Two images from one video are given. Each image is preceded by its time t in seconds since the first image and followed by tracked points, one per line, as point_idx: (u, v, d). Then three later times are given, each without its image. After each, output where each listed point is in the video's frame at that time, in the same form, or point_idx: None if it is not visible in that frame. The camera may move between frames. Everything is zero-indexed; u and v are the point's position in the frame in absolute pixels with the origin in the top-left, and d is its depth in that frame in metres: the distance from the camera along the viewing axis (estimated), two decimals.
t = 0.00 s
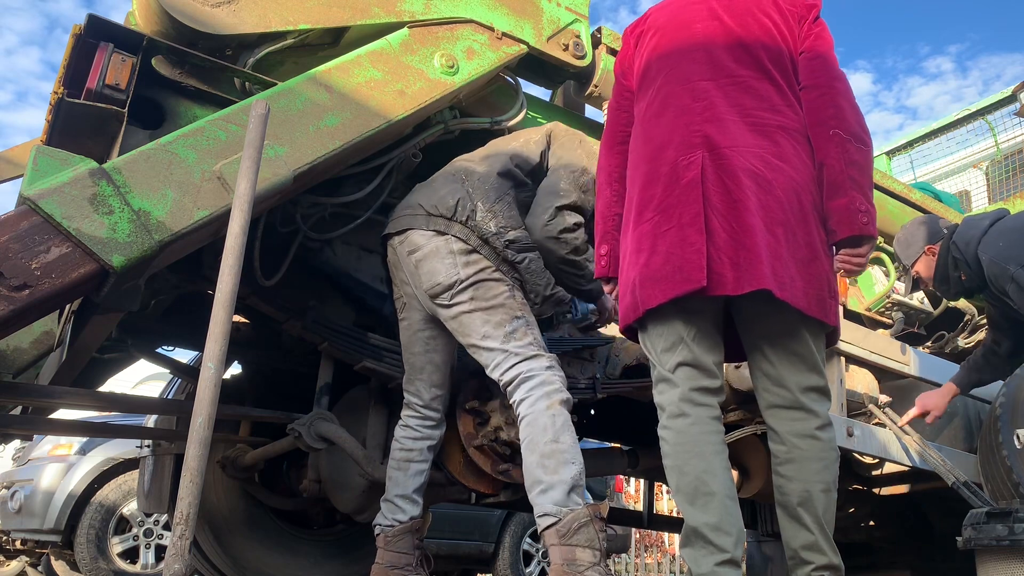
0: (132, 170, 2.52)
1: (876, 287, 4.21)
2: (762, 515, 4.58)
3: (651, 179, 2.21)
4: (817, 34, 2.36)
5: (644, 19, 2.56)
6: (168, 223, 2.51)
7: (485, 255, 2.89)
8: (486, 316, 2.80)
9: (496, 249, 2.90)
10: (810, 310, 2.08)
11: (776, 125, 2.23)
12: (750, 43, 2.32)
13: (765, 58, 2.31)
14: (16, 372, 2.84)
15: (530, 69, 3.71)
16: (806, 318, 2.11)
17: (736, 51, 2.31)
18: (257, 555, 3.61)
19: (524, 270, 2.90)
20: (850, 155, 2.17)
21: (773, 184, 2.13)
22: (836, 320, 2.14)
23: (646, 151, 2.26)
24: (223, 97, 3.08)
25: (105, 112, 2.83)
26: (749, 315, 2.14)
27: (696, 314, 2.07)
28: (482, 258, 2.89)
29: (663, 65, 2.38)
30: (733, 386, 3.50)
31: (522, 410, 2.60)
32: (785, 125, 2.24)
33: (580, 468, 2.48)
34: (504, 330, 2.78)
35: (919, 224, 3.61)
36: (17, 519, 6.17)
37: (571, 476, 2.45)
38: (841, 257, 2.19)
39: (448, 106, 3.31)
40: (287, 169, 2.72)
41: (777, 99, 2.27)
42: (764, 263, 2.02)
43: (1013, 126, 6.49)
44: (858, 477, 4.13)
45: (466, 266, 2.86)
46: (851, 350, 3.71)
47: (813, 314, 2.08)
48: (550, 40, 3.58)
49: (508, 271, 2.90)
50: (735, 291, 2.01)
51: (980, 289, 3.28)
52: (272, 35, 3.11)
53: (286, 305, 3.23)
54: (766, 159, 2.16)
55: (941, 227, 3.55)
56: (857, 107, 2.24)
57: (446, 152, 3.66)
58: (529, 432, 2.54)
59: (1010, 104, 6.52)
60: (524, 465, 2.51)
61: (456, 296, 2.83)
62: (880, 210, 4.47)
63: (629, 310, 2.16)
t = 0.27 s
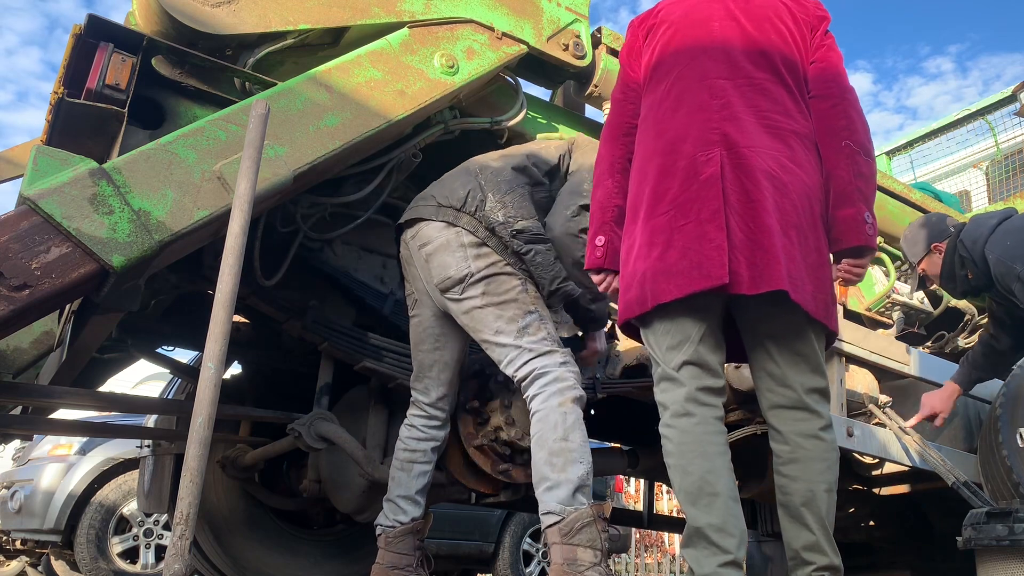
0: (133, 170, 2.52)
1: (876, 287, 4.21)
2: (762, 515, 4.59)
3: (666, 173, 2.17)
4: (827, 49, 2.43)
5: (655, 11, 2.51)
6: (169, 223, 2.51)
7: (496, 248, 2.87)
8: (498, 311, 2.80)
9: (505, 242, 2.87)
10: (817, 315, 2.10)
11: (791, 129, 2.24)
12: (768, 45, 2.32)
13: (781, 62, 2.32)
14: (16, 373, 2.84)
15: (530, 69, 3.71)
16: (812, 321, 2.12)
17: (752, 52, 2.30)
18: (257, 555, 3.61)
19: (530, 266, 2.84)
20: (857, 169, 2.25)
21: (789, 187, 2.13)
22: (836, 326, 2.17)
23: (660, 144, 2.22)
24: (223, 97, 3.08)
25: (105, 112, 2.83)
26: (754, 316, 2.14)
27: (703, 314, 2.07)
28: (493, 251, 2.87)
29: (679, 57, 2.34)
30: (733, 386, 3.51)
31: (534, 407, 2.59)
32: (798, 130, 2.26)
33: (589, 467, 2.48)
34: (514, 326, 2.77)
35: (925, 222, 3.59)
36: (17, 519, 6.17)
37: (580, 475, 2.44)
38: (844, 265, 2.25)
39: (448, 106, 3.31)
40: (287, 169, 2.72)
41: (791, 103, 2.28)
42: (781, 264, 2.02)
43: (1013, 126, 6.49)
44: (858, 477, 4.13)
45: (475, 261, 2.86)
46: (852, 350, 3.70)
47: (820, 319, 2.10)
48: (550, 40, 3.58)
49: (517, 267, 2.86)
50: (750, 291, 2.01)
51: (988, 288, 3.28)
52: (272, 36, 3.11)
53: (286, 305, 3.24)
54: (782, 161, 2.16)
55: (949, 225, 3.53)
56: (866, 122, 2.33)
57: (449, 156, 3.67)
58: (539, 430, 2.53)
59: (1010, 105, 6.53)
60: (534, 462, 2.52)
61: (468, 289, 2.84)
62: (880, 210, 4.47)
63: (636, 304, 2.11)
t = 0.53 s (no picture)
0: (133, 170, 2.52)
1: (877, 287, 4.20)
2: (763, 515, 4.59)
3: (677, 168, 2.16)
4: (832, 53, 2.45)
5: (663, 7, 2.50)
6: (169, 223, 2.51)
7: (492, 249, 2.86)
8: (493, 312, 2.79)
9: (501, 243, 2.85)
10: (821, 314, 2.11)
11: (798, 130, 2.24)
12: (776, 47, 2.33)
13: (789, 62, 2.33)
14: (16, 373, 2.84)
15: (530, 69, 3.71)
16: (815, 320, 2.13)
17: (762, 51, 2.31)
18: (257, 555, 3.61)
19: (521, 272, 2.81)
20: (861, 171, 2.27)
21: (797, 186, 2.14)
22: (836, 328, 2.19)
23: (671, 138, 2.21)
24: (223, 97, 3.08)
25: (105, 112, 2.83)
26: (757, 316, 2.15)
27: (707, 314, 2.07)
28: (488, 252, 2.86)
29: (689, 52, 2.32)
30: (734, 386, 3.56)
31: (529, 407, 2.60)
32: (804, 131, 2.26)
33: (585, 467, 2.48)
34: (510, 327, 2.76)
35: (931, 222, 3.60)
36: (17, 518, 6.17)
37: (576, 475, 2.45)
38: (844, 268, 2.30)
39: (448, 106, 3.31)
40: (287, 169, 2.72)
41: (799, 103, 2.29)
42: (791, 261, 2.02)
43: (1013, 126, 6.49)
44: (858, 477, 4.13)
45: (470, 262, 2.85)
46: (852, 350, 3.69)
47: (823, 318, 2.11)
48: (550, 40, 3.58)
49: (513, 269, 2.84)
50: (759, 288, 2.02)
51: (993, 289, 3.26)
52: (272, 35, 3.11)
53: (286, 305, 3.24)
54: (790, 160, 2.17)
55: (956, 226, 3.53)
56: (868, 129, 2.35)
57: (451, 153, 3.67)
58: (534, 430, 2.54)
59: (1010, 105, 6.52)
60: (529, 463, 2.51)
61: (462, 290, 2.83)
62: (880, 210, 4.47)
63: (641, 296, 2.10)
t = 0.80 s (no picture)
0: (133, 170, 2.52)
1: (877, 287, 4.20)
2: (763, 515, 4.59)
3: (679, 162, 2.16)
4: (832, 55, 2.46)
5: (666, 5, 2.51)
6: (169, 223, 2.51)
7: (486, 257, 2.83)
8: (493, 320, 2.78)
9: (496, 251, 2.83)
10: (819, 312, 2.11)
11: (799, 128, 2.24)
12: (779, 47, 2.34)
13: (791, 62, 2.33)
14: (16, 372, 2.84)
15: (530, 69, 3.71)
16: (815, 318, 2.13)
17: (764, 50, 2.31)
18: (257, 555, 3.61)
19: (517, 280, 2.80)
20: (862, 172, 2.27)
21: (797, 182, 2.14)
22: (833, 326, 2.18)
23: (672, 133, 2.21)
24: (223, 97, 3.08)
25: (105, 112, 2.83)
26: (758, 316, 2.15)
27: (706, 315, 2.07)
28: (483, 260, 2.83)
29: (692, 49, 2.32)
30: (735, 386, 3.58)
31: (531, 409, 2.60)
32: (805, 130, 2.27)
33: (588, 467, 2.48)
34: (512, 332, 2.77)
35: (936, 220, 3.60)
36: (17, 518, 6.17)
37: (580, 475, 2.45)
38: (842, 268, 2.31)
39: (448, 106, 3.31)
40: (287, 169, 2.72)
41: (799, 102, 2.30)
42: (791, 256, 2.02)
43: (1013, 126, 6.49)
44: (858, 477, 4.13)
45: (466, 270, 2.83)
46: (852, 350, 3.69)
47: (822, 317, 2.11)
48: (550, 41, 3.58)
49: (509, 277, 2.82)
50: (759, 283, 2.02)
51: (996, 287, 3.25)
52: (272, 35, 3.12)
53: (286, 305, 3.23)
54: (791, 157, 2.17)
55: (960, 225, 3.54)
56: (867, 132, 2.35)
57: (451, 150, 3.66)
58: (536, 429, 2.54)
59: (1010, 105, 6.52)
60: (534, 461, 2.51)
61: (457, 297, 2.82)
62: (880, 210, 4.47)
63: (641, 290, 2.10)
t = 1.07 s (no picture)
0: (133, 170, 2.52)
1: (877, 287, 4.19)
2: (763, 515, 4.59)
3: (679, 160, 2.16)
4: (830, 57, 2.47)
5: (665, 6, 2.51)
6: (169, 223, 2.51)
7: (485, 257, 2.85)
8: (492, 317, 2.79)
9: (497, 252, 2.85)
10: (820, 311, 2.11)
11: (799, 128, 2.25)
12: (779, 47, 2.34)
13: (790, 62, 2.34)
14: (16, 372, 2.84)
15: (530, 69, 3.71)
16: (815, 317, 2.13)
17: (764, 50, 2.31)
18: (257, 555, 3.61)
19: (517, 278, 2.81)
20: (861, 172, 2.28)
21: (798, 180, 2.14)
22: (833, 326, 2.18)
23: (672, 131, 2.21)
24: (223, 97, 3.08)
25: (105, 112, 2.83)
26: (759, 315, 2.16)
27: (705, 315, 2.07)
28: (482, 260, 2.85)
29: (692, 48, 2.32)
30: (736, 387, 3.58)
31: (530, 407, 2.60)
32: (805, 129, 2.27)
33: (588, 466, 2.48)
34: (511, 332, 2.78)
35: (940, 213, 3.60)
36: (17, 519, 6.17)
37: (581, 475, 2.44)
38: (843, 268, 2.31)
39: (448, 106, 3.31)
40: (287, 169, 2.72)
41: (799, 103, 2.30)
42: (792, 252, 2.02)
43: (1013, 126, 6.50)
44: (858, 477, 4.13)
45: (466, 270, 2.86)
46: (853, 350, 3.69)
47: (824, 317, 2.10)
48: (550, 41, 3.58)
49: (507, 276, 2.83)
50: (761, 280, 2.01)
51: (997, 281, 3.27)
52: (272, 35, 3.12)
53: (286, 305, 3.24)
54: (791, 155, 2.17)
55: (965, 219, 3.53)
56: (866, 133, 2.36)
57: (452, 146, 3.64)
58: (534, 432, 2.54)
59: (1010, 105, 6.53)
60: (533, 461, 2.50)
61: (458, 296, 2.83)
62: (880, 210, 4.47)
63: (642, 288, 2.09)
